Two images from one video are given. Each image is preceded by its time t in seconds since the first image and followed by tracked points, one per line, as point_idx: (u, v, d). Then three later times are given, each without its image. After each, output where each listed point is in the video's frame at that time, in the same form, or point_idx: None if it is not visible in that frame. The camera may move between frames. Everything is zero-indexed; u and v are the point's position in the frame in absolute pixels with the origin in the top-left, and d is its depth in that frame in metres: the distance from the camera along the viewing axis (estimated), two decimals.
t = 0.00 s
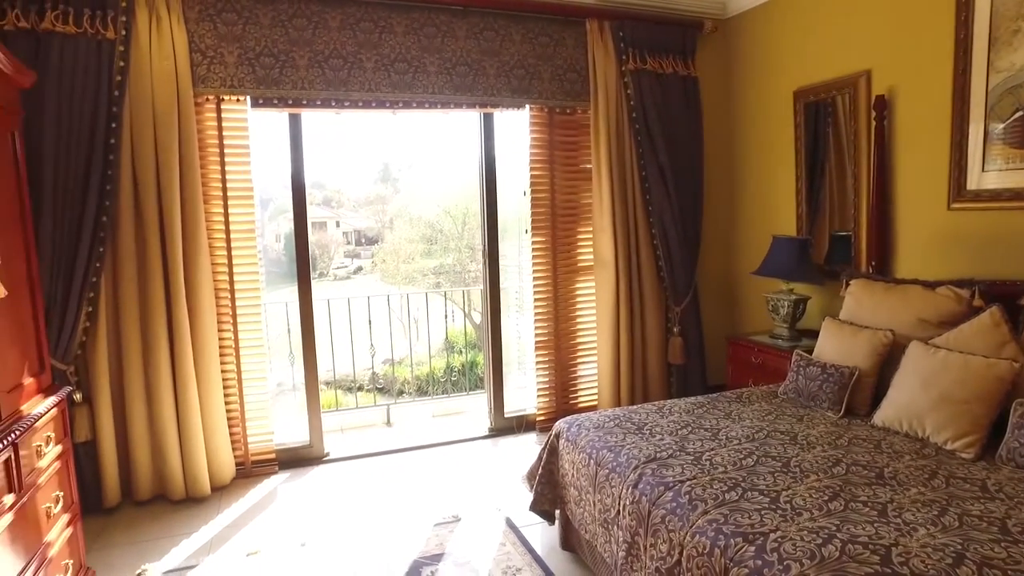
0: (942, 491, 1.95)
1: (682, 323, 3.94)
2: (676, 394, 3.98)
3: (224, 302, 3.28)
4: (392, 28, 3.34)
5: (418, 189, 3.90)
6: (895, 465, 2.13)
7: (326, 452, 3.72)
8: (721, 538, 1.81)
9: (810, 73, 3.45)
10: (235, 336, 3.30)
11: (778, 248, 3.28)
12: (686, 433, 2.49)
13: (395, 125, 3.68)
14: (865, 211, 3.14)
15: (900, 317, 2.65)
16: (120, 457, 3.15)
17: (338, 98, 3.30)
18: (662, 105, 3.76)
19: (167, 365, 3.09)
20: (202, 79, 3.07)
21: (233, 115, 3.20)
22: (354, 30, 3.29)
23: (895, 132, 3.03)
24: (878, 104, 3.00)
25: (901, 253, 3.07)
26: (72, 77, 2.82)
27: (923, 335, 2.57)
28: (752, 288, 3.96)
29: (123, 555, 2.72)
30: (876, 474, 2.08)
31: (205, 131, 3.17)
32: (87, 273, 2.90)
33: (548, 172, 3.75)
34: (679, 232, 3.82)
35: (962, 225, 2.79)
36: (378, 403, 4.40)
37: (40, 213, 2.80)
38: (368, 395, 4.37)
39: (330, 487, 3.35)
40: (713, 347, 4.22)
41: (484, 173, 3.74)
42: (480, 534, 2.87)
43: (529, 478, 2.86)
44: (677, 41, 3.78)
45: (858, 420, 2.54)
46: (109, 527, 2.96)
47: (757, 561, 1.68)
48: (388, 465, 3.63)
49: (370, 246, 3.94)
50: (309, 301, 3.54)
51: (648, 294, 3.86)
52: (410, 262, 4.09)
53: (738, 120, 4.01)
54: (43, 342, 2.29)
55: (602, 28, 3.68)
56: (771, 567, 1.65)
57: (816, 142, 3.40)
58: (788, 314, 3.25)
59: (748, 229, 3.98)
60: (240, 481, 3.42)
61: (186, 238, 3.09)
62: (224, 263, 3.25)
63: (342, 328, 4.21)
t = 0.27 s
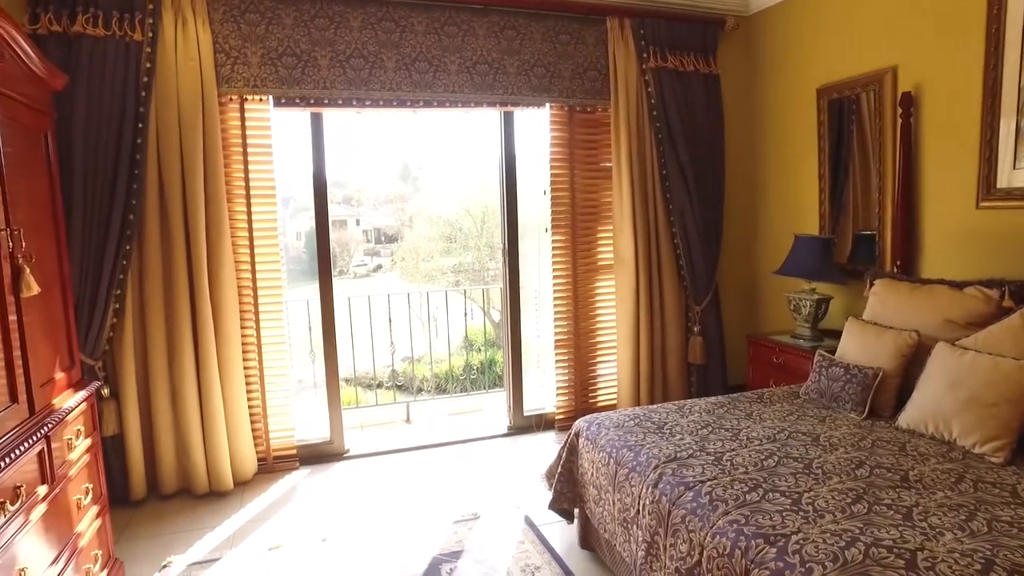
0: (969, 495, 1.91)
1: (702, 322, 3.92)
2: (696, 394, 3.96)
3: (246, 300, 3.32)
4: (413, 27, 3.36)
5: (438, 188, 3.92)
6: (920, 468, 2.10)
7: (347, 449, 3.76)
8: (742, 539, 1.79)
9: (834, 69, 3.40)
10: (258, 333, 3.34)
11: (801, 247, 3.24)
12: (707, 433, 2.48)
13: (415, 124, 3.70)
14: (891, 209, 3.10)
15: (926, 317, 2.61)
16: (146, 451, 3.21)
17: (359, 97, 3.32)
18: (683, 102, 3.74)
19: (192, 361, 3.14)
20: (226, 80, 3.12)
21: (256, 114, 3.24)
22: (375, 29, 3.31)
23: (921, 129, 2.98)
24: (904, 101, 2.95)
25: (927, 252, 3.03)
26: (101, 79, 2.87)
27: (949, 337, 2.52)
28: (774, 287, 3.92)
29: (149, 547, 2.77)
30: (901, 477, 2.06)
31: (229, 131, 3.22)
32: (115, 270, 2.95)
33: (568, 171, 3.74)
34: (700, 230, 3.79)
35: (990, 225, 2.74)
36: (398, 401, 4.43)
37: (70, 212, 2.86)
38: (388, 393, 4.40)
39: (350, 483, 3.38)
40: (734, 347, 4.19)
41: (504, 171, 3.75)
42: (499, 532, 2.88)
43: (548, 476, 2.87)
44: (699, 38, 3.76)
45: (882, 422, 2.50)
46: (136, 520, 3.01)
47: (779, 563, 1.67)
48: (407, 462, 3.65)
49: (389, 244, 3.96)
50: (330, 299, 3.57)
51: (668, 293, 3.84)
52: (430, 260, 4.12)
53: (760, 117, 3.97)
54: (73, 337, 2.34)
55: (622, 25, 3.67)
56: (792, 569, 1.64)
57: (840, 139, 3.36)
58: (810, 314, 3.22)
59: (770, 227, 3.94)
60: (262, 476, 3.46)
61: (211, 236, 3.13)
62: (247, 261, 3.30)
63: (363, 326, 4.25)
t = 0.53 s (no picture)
0: (994, 500, 1.88)
1: (720, 322, 3.89)
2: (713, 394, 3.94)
3: (265, 298, 3.35)
4: (431, 27, 3.37)
5: (455, 187, 3.93)
6: (943, 472, 2.07)
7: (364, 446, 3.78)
8: (760, 541, 1.78)
9: (856, 67, 3.36)
10: (276, 331, 3.38)
11: (820, 247, 3.21)
12: (724, 434, 2.46)
13: (433, 124, 3.71)
14: (913, 208, 3.05)
15: (949, 318, 2.57)
16: (167, 447, 3.26)
17: (377, 97, 3.34)
18: (701, 100, 3.71)
19: (211, 358, 3.17)
20: (246, 80, 3.15)
21: (275, 114, 3.27)
22: (393, 29, 3.32)
23: (946, 126, 2.93)
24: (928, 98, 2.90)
25: (950, 252, 2.98)
26: (125, 80, 2.91)
27: (973, 338, 2.48)
28: (793, 287, 3.88)
29: (169, 542, 2.81)
30: (923, 480, 2.03)
31: (249, 131, 3.25)
32: (137, 268, 3.00)
33: (586, 170, 3.73)
34: (717, 229, 3.76)
35: (1016, 224, 2.69)
36: (414, 399, 4.46)
37: (94, 211, 2.91)
38: (404, 391, 4.42)
39: (367, 480, 3.41)
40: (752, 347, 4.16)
41: (520, 170, 3.75)
42: (515, 531, 2.88)
43: (565, 476, 2.86)
44: (717, 36, 3.73)
45: (903, 424, 2.47)
46: (156, 515, 3.06)
47: (798, 566, 1.65)
48: (423, 460, 3.66)
49: (406, 243, 3.98)
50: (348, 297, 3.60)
51: (685, 293, 3.82)
52: (446, 259, 4.13)
53: (779, 115, 3.93)
54: (97, 334, 2.38)
55: (640, 24, 3.65)
56: (812, 572, 1.62)
57: (862, 137, 3.32)
58: (830, 314, 3.19)
59: (789, 227, 3.90)
60: (280, 473, 3.49)
61: (230, 234, 3.16)
62: (266, 260, 3.33)
63: (379, 324, 4.27)
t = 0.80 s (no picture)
0: (1020, 505, 1.85)
1: (737, 323, 3.86)
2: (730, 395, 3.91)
3: (283, 296, 3.38)
4: (448, 26, 3.38)
5: (471, 186, 3.93)
6: (967, 476, 2.04)
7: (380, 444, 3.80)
8: (779, 543, 1.76)
9: (878, 64, 3.31)
10: (293, 329, 3.40)
11: (840, 246, 3.17)
12: (742, 434, 2.44)
13: (450, 123, 3.72)
14: (937, 207, 3.00)
15: (973, 319, 2.52)
16: (187, 443, 3.29)
17: (394, 96, 3.35)
18: (719, 97, 3.68)
19: (230, 355, 3.21)
20: (265, 80, 3.18)
21: (293, 113, 3.30)
22: (410, 28, 3.33)
23: (971, 123, 2.88)
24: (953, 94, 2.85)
25: (974, 252, 2.93)
26: (147, 80, 2.95)
27: (997, 339, 2.44)
28: (812, 287, 3.84)
29: (189, 537, 2.84)
30: (947, 483, 1.99)
31: (267, 131, 3.28)
32: (157, 267, 3.03)
33: (603, 169, 3.72)
34: (735, 229, 3.73)
35: None
36: (430, 397, 4.47)
37: (116, 210, 2.95)
38: (420, 389, 4.44)
39: (384, 478, 3.42)
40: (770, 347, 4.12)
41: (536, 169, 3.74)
42: (531, 530, 2.88)
43: (581, 475, 2.86)
44: (736, 33, 3.70)
45: (926, 427, 2.43)
46: (176, 510, 3.09)
47: (818, 568, 1.63)
48: (439, 458, 3.67)
49: (421, 242, 3.99)
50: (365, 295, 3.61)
51: (703, 293, 3.79)
52: (462, 258, 4.14)
53: (798, 113, 3.89)
54: (119, 331, 2.41)
55: (658, 22, 3.63)
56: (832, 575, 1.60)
57: (884, 135, 3.27)
58: (850, 315, 3.15)
59: (808, 226, 3.86)
60: (297, 470, 3.52)
61: (249, 233, 3.19)
62: (283, 258, 3.35)
63: (396, 322, 4.29)
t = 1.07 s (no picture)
0: None
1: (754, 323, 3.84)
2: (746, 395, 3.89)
3: (300, 294, 3.40)
4: (464, 25, 3.38)
5: (487, 186, 3.94)
6: (989, 480, 2.00)
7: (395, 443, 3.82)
8: (797, 545, 1.74)
9: (899, 60, 3.27)
10: (310, 327, 3.43)
11: (860, 246, 3.13)
12: (759, 435, 2.42)
13: (465, 122, 3.73)
14: (959, 206, 2.96)
15: (996, 320, 2.48)
16: (205, 439, 3.33)
17: (410, 95, 3.36)
18: (736, 96, 3.66)
19: (248, 353, 3.23)
20: (282, 80, 3.20)
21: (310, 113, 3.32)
22: (427, 28, 3.34)
23: (995, 120, 2.83)
24: (976, 91, 2.80)
25: (998, 252, 2.88)
26: (166, 81, 2.99)
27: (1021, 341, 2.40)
28: (831, 287, 3.80)
29: (207, 532, 2.87)
30: (969, 488, 1.96)
31: (285, 130, 3.30)
32: (176, 265, 3.07)
33: (619, 168, 3.70)
34: (752, 228, 3.70)
35: None
36: (445, 396, 4.48)
37: (137, 209, 2.99)
38: (435, 388, 4.45)
39: (399, 477, 3.43)
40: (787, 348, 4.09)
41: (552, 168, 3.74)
42: (545, 530, 2.88)
43: (596, 475, 2.85)
44: (754, 31, 3.66)
45: (947, 429, 2.39)
46: (195, 506, 3.13)
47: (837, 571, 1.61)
48: (454, 457, 3.68)
49: (437, 241, 4.00)
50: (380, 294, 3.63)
51: (719, 293, 3.77)
52: (477, 257, 4.14)
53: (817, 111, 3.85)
54: (139, 329, 2.44)
55: (675, 20, 3.61)
56: None
57: (905, 133, 3.23)
58: (869, 315, 3.11)
59: (827, 225, 3.82)
60: (313, 467, 3.54)
61: (266, 232, 3.22)
62: (300, 257, 3.38)
63: (411, 321, 4.31)
